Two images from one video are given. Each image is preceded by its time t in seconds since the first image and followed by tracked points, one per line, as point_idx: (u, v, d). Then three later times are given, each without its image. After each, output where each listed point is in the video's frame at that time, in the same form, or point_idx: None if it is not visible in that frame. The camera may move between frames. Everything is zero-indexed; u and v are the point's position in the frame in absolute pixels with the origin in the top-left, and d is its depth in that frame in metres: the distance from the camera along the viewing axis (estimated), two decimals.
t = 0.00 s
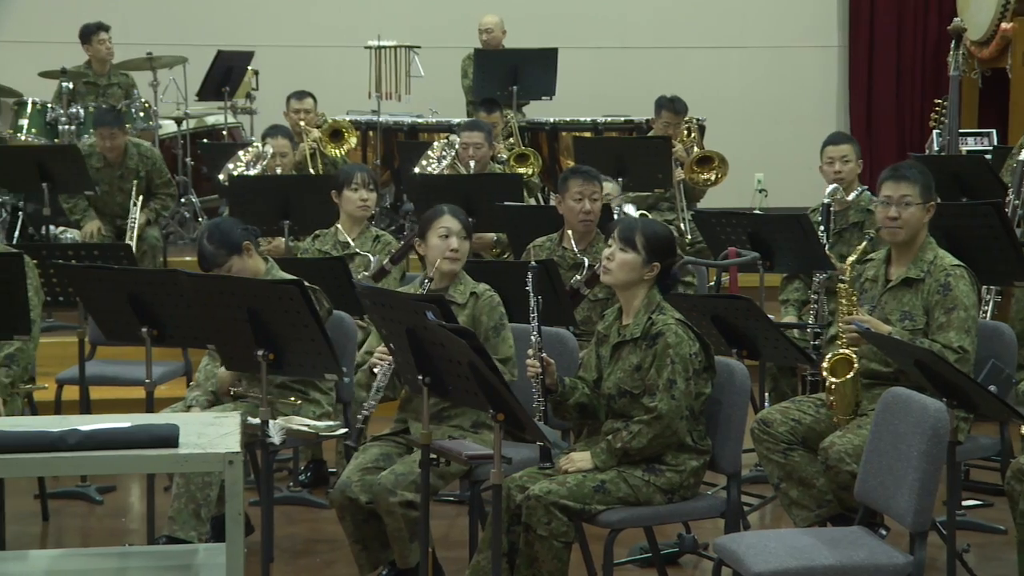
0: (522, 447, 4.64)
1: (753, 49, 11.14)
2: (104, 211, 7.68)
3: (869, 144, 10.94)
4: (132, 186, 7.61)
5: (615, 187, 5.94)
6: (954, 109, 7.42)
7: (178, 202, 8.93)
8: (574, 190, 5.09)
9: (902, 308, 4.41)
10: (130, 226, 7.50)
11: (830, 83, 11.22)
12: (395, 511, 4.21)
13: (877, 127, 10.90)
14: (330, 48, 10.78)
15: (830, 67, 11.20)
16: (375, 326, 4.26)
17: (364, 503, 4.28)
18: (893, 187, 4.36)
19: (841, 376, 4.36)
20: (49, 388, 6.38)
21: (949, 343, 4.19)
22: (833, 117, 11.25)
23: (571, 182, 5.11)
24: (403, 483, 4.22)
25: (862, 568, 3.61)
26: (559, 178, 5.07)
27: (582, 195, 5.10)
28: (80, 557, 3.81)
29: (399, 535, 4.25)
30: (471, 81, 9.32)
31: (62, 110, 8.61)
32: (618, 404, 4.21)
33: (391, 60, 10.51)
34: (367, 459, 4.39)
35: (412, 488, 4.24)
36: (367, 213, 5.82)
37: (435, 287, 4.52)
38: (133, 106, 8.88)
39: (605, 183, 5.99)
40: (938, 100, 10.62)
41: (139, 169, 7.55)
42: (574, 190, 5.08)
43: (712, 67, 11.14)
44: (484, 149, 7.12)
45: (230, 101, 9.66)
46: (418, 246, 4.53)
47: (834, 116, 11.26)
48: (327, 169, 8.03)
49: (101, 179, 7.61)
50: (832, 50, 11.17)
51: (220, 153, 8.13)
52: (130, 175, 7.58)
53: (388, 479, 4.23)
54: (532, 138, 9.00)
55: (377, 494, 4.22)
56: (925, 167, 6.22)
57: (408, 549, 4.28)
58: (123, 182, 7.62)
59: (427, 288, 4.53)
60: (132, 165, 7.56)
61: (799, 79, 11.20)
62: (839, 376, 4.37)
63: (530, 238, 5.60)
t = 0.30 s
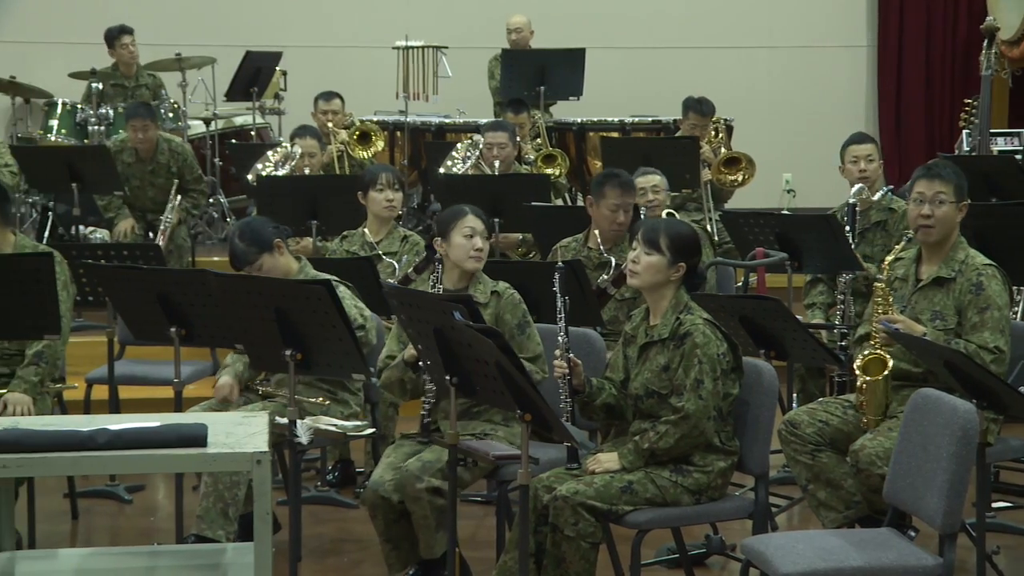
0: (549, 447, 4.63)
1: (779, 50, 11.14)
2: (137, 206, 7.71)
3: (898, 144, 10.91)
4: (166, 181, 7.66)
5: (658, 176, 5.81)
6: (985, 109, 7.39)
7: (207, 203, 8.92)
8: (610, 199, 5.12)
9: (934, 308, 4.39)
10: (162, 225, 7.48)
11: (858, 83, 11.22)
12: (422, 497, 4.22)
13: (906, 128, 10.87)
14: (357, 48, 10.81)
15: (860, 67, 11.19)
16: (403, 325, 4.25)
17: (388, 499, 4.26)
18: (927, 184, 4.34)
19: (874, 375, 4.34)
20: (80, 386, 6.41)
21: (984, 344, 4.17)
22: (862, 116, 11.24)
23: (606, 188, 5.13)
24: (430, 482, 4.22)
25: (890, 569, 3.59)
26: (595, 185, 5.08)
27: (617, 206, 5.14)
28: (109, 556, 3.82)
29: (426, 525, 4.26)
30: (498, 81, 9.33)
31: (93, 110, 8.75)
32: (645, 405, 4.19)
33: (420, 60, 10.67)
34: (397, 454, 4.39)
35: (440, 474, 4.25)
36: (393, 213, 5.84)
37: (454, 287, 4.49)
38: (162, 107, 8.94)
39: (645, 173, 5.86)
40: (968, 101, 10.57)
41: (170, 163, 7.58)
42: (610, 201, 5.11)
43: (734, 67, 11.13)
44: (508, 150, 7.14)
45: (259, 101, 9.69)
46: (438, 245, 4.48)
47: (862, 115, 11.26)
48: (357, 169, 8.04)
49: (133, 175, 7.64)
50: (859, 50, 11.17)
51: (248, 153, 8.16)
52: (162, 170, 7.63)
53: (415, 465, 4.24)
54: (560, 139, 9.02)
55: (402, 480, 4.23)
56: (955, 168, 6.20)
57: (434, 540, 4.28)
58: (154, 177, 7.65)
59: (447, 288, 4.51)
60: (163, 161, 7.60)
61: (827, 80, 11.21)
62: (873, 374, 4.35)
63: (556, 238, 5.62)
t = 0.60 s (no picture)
0: (576, 447, 4.62)
1: (806, 50, 11.12)
2: (167, 208, 7.74)
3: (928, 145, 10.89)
4: (196, 182, 7.73)
5: (700, 175, 5.78)
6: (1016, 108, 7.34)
7: (236, 203, 8.98)
8: (641, 207, 5.10)
9: (965, 307, 4.37)
10: (197, 227, 7.51)
11: (888, 81, 11.22)
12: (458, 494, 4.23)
13: (937, 128, 10.84)
14: (385, 48, 10.82)
15: (890, 66, 11.20)
16: (431, 326, 4.25)
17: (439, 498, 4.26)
18: (957, 184, 4.31)
19: (903, 371, 4.32)
20: (110, 386, 6.44)
21: (1015, 345, 4.16)
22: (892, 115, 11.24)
23: (634, 195, 5.11)
24: (460, 484, 4.22)
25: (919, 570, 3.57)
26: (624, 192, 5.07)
27: (647, 214, 5.12)
28: (139, 555, 3.83)
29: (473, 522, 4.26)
30: (527, 82, 9.34)
31: (125, 111, 8.76)
32: (674, 406, 4.18)
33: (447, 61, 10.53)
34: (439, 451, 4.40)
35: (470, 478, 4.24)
36: (420, 213, 5.84)
37: (475, 287, 4.49)
38: (192, 107, 8.99)
39: (688, 172, 5.82)
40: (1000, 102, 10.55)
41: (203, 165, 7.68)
42: (640, 210, 5.10)
43: (759, 67, 11.11)
44: (536, 150, 7.16)
45: (288, 103, 9.71)
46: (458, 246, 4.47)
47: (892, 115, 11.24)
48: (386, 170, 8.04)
49: (165, 175, 7.70)
50: (891, 49, 11.17)
51: (277, 154, 8.19)
52: (195, 170, 7.72)
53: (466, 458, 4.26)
54: (589, 139, 9.02)
55: (455, 475, 4.25)
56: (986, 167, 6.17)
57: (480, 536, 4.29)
58: (186, 177, 7.72)
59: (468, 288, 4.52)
60: (196, 162, 7.70)
61: (856, 80, 11.20)
62: (901, 370, 4.33)
63: (584, 237, 5.63)
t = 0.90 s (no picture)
0: (604, 449, 4.62)
1: (832, 50, 11.11)
2: (194, 203, 7.80)
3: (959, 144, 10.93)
4: (225, 170, 7.84)
5: (737, 181, 5.74)
6: None
7: (264, 204, 8.99)
8: (668, 213, 5.07)
9: (996, 309, 4.35)
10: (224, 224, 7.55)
11: (918, 81, 11.24)
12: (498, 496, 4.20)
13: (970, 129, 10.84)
14: (412, 49, 10.85)
15: (920, 65, 11.21)
16: (458, 326, 4.24)
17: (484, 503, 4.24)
18: (986, 186, 4.29)
19: (932, 370, 4.29)
20: (139, 386, 6.47)
21: None
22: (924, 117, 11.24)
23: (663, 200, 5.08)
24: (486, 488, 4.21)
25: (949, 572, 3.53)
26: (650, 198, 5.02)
27: (675, 219, 5.10)
28: (168, 554, 3.83)
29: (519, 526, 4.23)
30: (555, 82, 9.35)
31: (154, 112, 8.80)
32: (701, 406, 4.16)
33: (473, 60, 10.45)
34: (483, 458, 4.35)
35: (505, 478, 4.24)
36: (447, 213, 5.85)
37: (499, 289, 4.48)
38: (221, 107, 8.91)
39: (727, 177, 5.77)
40: None
41: (232, 151, 7.82)
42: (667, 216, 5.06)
43: (781, 67, 11.09)
44: (565, 150, 7.23)
45: (316, 102, 9.75)
46: (481, 248, 4.47)
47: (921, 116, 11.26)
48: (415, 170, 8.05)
49: (193, 161, 7.82)
50: (921, 49, 11.18)
51: (305, 154, 8.26)
52: (224, 157, 7.84)
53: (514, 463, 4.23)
54: (617, 140, 9.02)
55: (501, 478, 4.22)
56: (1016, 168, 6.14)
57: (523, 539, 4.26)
58: (215, 164, 7.83)
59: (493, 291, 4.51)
60: (225, 148, 7.84)
61: (885, 80, 11.21)
62: (930, 370, 4.30)
63: (613, 238, 5.66)
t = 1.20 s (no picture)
0: (632, 449, 4.61)
1: (856, 50, 11.09)
2: (225, 204, 7.84)
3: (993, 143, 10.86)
4: (256, 167, 7.88)
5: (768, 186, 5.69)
6: None
7: (295, 204, 9.02)
8: (693, 201, 5.16)
9: None
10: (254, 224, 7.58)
11: (950, 81, 11.18)
12: (522, 500, 4.18)
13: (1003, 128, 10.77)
14: (441, 49, 10.88)
15: (953, 65, 11.15)
16: (488, 326, 4.22)
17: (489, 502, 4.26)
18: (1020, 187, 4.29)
19: (965, 370, 4.25)
20: (171, 385, 6.51)
21: None
22: (956, 118, 11.20)
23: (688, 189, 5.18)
24: (513, 490, 4.19)
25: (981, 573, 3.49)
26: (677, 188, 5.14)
27: (701, 206, 5.17)
28: (201, 552, 3.84)
29: (523, 527, 4.22)
30: (585, 82, 9.36)
31: (185, 112, 8.88)
32: (732, 406, 4.11)
33: (504, 61, 10.44)
34: (493, 460, 4.37)
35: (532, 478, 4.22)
36: (478, 214, 5.86)
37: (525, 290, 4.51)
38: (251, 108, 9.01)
39: (758, 181, 5.71)
40: None
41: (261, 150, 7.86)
42: (692, 203, 5.15)
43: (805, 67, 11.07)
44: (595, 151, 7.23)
45: (346, 102, 9.78)
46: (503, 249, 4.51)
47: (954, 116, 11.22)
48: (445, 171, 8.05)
49: (224, 159, 7.88)
50: (953, 49, 11.12)
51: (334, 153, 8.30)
52: (255, 154, 7.90)
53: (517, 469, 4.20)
54: (647, 140, 9.04)
55: (504, 483, 4.20)
56: None
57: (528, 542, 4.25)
58: (245, 161, 7.88)
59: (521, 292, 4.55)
60: (255, 147, 7.89)
61: (916, 80, 11.17)
62: (963, 370, 4.25)
63: (644, 238, 5.70)
